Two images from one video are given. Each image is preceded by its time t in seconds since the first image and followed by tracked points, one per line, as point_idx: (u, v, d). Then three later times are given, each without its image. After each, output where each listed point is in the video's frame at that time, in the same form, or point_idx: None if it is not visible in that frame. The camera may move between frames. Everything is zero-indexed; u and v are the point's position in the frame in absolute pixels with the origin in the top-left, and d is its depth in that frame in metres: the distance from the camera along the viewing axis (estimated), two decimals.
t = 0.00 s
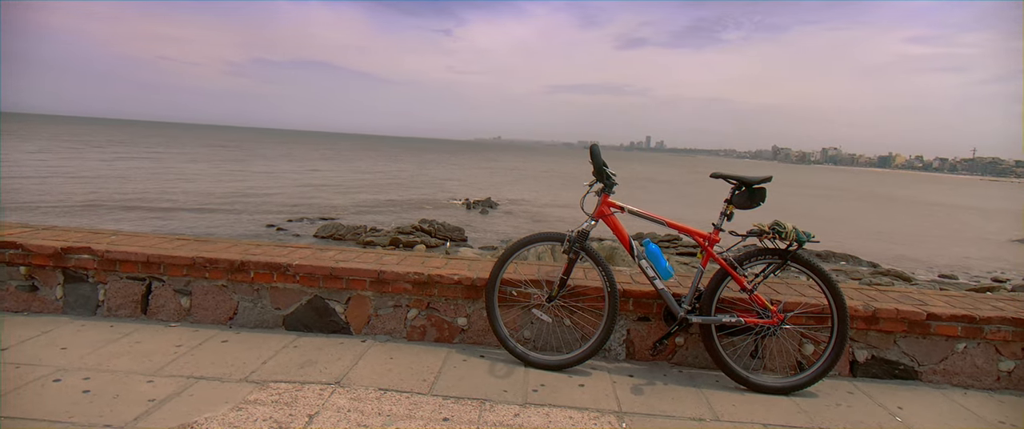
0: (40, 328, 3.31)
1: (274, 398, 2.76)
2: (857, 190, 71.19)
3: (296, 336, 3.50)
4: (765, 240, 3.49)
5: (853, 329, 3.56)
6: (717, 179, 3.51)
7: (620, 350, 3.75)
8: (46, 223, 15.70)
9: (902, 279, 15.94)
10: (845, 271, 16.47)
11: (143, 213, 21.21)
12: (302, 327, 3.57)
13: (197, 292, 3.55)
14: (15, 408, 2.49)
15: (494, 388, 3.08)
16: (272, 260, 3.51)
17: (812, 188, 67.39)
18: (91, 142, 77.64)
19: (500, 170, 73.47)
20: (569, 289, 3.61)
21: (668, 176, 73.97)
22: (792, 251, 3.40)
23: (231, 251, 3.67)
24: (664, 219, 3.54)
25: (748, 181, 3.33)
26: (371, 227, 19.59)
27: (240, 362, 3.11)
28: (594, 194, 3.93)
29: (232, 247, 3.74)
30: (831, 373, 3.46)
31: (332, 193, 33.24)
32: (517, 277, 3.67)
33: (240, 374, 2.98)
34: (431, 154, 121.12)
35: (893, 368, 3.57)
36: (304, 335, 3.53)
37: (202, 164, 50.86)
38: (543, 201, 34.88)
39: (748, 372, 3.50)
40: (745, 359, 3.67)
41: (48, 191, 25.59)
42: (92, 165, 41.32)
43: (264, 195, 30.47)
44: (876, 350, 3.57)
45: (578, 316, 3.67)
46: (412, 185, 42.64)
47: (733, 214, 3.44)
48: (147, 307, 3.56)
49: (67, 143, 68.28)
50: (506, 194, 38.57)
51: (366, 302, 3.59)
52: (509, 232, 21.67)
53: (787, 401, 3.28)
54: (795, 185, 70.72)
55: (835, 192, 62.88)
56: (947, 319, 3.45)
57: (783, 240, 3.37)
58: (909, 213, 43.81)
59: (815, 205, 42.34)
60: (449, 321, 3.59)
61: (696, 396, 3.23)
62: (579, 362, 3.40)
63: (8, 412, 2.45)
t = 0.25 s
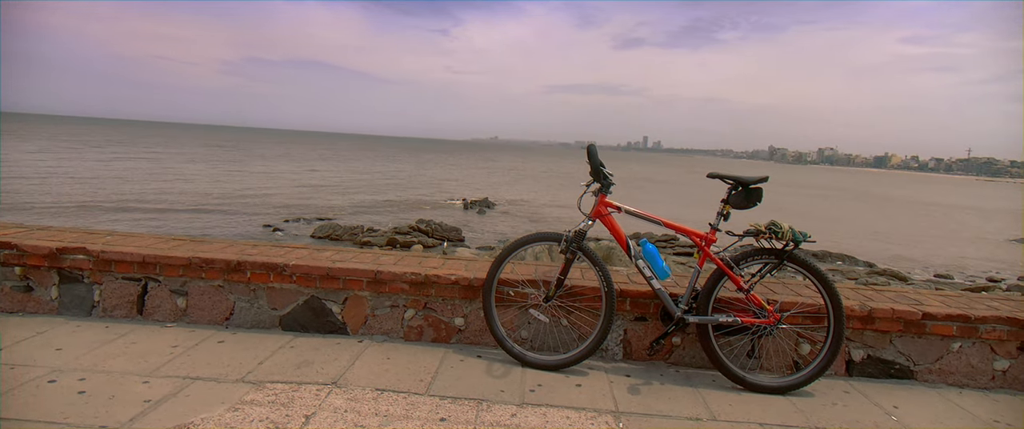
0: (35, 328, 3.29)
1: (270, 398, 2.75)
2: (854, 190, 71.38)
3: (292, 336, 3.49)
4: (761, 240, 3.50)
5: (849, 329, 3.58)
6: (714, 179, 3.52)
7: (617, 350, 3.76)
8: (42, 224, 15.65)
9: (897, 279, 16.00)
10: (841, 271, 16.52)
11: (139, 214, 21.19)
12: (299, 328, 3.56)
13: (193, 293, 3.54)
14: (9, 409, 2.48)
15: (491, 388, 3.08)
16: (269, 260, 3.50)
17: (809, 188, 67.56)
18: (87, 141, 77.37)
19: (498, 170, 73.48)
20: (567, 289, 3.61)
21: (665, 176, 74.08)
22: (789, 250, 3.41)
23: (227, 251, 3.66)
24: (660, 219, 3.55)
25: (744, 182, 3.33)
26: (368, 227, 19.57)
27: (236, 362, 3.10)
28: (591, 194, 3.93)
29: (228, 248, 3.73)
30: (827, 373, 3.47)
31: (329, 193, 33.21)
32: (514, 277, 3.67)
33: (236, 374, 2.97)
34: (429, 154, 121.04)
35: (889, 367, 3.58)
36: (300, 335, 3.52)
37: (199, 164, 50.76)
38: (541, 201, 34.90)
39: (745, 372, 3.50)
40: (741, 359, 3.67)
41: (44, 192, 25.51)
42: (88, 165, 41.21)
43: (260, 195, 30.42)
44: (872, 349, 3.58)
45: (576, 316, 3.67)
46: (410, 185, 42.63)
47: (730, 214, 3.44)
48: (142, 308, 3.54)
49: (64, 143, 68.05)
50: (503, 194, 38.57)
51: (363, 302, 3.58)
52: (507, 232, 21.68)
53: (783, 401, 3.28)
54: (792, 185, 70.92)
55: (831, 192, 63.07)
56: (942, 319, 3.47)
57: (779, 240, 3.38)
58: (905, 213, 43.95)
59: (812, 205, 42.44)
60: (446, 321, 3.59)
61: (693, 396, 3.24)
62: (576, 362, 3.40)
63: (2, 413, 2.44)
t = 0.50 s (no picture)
0: (30, 329, 3.28)
1: (266, 399, 2.75)
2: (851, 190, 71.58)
3: (289, 337, 3.48)
4: (758, 240, 3.50)
5: (845, 328, 3.59)
6: (711, 179, 3.52)
7: (614, 350, 3.76)
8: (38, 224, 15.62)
9: (894, 278, 16.06)
10: (838, 271, 16.57)
11: (137, 214, 21.15)
12: (295, 328, 3.55)
13: (189, 293, 3.53)
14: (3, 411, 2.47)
15: (488, 388, 3.07)
16: (265, 260, 3.49)
17: (806, 188, 67.75)
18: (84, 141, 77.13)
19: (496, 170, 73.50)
20: (563, 289, 3.62)
21: (663, 176, 74.20)
22: (785, 250, 3.42)
23: (224, 251, 3.65)
24: (658, 219, 3.55)
25: (741, 181, 3.34)
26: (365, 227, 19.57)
27: (232, 363, 3.09)
28: (588, 194, 3.92)
29: (224, 248, 3.73)
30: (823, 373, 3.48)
31: (326, 193, 33.18)
32: (511, 277, 3.67)
33: (233, 375, 2.96)
34: (427, 154, 120.99)
35: (885, 366, 3.59)
36: (297, 335, 3.51)
37: (196, 164, 50.66)
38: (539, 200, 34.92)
39: (741, 372, 3.50)
40: (738, 358, 3.68)
41: (41, 192, 25.45)
42: (85, 165, 41.10)
43: (258, 195, 30.37)
44: (869, 348, 3.59)
45: (573, 316, 3.67)
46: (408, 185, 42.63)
47: (727, 214, 3.45)
48: (138, 308, 3.53)
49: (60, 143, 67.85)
50: (501, 194, 38.59)
51: (359, 302, 3.58)
52: (505, 231, 21.70)
53: (780, 400, 3.29)
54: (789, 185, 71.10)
55: (828, 192, 63.24)
56: (938, 318, 3.48)
57: (776, 240, 3.39)
58: (902, 212, 44.10)
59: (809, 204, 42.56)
60: (443, 321, 3.59)
61: (690, 395, 3.24)
62: (573, 362, 3.40)
63: None
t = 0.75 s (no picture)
0: (25, 329, 3.27)
1: (263, 399, 2.74)
2: (848, 188, 71.76)
3: (285, 336, 3.48)
4: (754, 239, 3.51)
5: (841, 327, 3.60)
6: (708, 177, 3.52)
7: (611, 349, 3.77)
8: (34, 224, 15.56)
9: (890, 277, 16.11)
10: (835, 269, 16.62)
11: (134, 215, 21.10)
12: (292, 328, 3.55)
13: (186, 293, 3.52)
14: None
15: (485, 387, 3.08)
16: (262, 260, 3.49)
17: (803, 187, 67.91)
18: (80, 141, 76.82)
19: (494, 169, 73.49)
20: (561, 288, 3.62)
21: (661, 175, 74.28)
22: (781, 249, 3.42)
23: (220, 251, 3.65)
24: (654, 217, 3.55)
25: (737, 180, 3.35)
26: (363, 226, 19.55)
27: (230, 362, 3.09)
28: (585, 193, 3.93)
29: (221, 247, 3.72)
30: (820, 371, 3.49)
31: (324, 193, 33.14)
32: (508, 276, 3.68)
33: (230, 375, 2.96)
34: (424, 153, 120.89)
35: (881, 364, 3.61)
36: (294, 335, 3.51)
37: (193, 164, 50.53)
38: (536, 199, 34.93)
39: (738, 370, 3.51)
40: (735, 357, 3.69)
41: (37, 192, 25.36)
42: (81, 165, 40.98)
43: (255, 195, 30.31)
44: (865, 346, 3.61)
45: (570, 315, 3.67)
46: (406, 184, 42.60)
47: (723, 212, 3.45)
48: (135, 308, 3.52)
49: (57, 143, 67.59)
50: (499, 193, 38.57)
51: (356, 302, 3.57)
52: (502, 231, 21.70)
53: (776, 398, 3.30)
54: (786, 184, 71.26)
55: (825, 191, 63.43)
56: (934, 316, 3.49)
57: (773, 238, 3.40)
58: (898, 211, 44.25)
59: (806, 203, 42.68)
60: (441, 321, 3.59)
61: (687, 394, 3.25)
62: (570, 360, 3.41)
63: None
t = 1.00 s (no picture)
0: (22, 329, 3.26)
1: (261, 398, 2.74)
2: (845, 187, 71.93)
3: (284, 336, 3.47)
4: (751, 237, 3.52)
5: (838, 324, 3.61)
6: (705, 176, 3.53)
7: (609, 347, 3.77)
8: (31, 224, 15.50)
9: (887, 275, 16.17)
10: (832, 267, 16.67)
11: (132, 215, 21.04)
12: (290, 327, 3.55)
13: (183, 292, 3.52)
14: None
15: (483, 386, 3.08)
16: (259, 259, 3.48)
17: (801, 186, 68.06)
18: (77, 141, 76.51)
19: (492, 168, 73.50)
20: (559, 287, 3.62)
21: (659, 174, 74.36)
22: (778, 247, 3.43)
23: (217, 250, 3.64)
24: (652, 216, 3.56)
25: (735, 178, 3.36)
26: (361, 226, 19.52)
27: (227, 362, 3.08)
28: (583, 192, 3.93)
29: (218, 247, 3.71)
30: (817, 369, 3.50)
31: (322, 192, 33.09)
32: (506, 275, 3.68)
33: (227, 374, 2.96)
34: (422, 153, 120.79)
35: (878, 362, 3.62)
36: (292, 334, 3.51)
37: (190, 164, 50.38)
38: (535, 199, 34.93)
39: (736, 368, 3.52)
40: (733, 355, 3.69)
41: (34, 192, 25.27)
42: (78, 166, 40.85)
43: (253, 195, 30.25)
44: (861, 344, 3.62)
45: (568, 314, 3.68)
46: (404, 183, 42.55)
47: (720, 211, 3.46)
48: (132, 308, 3.52)
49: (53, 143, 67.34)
50: (497, 192, 38.57)
51: (354, 301, 3.57)
52: (501, 230, 21.70)
53: (774, 396, 3.31)
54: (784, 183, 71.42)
55: (822, 189, 63.59)
56: (930, 314, 3.51)
57: (770, 237, 3.40)
58: (895, 209, 44.39)
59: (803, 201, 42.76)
60: (439, 320, 3.59)
61: (685, 391, 3.26)
62: (568, 359, 3.41)
63: None
